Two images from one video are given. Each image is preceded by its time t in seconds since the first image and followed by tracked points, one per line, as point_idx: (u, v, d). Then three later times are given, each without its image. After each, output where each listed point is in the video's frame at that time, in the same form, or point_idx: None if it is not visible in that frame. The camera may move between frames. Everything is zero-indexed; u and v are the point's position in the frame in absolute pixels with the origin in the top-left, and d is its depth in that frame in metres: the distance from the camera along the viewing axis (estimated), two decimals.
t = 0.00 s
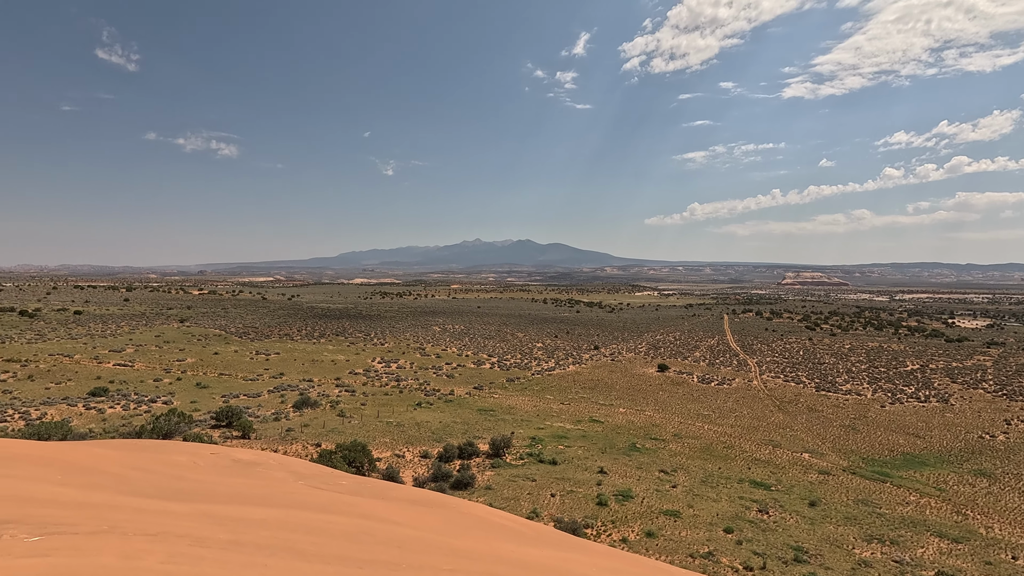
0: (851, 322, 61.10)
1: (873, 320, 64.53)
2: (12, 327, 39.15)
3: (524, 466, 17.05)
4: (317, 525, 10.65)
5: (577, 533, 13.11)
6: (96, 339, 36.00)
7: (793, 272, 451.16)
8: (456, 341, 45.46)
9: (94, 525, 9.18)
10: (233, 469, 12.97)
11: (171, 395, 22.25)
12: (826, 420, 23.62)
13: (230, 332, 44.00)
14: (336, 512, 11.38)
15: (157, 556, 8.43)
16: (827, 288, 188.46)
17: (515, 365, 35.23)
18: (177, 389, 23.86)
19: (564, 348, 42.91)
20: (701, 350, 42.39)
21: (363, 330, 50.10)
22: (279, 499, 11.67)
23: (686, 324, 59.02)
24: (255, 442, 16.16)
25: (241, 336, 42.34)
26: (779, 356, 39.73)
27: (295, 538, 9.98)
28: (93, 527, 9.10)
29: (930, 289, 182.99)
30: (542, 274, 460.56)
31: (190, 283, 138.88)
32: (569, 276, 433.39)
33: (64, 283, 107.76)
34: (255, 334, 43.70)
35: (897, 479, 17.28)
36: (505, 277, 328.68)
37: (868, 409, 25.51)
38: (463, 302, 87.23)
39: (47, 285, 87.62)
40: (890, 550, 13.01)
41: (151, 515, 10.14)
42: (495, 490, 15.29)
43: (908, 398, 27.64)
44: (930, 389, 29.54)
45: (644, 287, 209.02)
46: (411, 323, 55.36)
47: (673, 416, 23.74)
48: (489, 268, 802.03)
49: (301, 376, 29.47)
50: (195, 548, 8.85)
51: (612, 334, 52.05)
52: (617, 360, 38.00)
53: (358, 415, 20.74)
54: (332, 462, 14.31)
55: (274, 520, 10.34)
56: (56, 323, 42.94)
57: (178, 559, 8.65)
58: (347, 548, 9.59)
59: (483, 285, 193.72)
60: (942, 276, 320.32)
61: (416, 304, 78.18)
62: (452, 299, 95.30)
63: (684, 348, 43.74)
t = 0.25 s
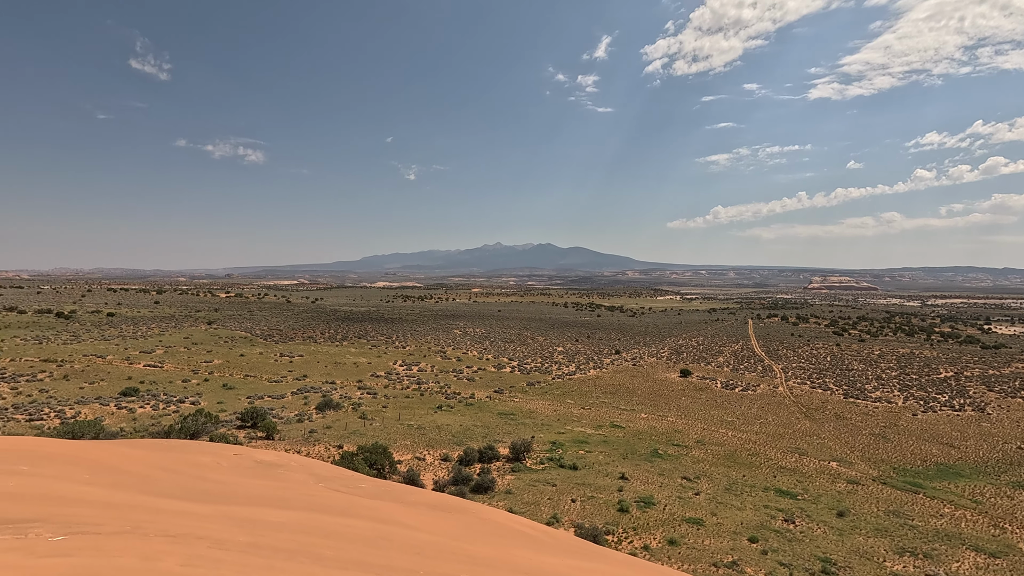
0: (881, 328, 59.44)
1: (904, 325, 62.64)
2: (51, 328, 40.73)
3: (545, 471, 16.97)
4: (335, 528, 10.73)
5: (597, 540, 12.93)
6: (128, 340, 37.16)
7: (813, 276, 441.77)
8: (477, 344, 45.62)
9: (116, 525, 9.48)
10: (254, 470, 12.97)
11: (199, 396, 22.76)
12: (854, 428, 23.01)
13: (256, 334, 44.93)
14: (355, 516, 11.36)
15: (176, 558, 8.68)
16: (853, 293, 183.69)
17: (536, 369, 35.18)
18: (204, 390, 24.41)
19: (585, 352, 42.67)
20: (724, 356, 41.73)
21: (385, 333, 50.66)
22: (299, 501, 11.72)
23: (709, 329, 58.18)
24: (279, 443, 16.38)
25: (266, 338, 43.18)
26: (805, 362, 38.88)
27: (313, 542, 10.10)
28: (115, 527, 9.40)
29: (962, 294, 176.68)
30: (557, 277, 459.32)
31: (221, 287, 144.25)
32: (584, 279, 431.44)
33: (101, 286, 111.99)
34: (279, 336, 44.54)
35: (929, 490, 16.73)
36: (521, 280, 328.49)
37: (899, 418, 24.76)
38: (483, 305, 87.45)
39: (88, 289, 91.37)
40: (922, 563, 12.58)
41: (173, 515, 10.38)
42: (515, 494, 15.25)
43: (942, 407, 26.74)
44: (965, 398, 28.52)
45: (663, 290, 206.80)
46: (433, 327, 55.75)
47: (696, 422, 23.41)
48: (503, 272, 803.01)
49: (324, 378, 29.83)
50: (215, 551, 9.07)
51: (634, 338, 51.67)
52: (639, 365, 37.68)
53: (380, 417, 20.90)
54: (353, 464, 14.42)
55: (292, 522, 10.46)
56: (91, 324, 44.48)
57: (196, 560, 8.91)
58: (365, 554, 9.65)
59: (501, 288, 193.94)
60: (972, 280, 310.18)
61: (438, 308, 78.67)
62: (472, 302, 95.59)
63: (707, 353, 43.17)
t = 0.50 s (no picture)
0: (919, 333, 57.33)
1: (944, 331, 60.25)
2: (93, 329, 42.52)
3: (570, 476, 16.85)
4: (361, 532, 10.79)
5: (623, 546, 12.74)
6: (165, 341, 38.49)
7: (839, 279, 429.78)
8: (502, 347, 45.70)
9: (149, 525, 9.79)
10: (282, 472, 13.00)
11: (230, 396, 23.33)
12: (892, 437, 22.23)
13: (285, 336, 46.00)
14: (380, 520, 11.26)
15: (205, 559, 8.91)
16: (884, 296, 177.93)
17: (560, 373, 35.04)
18: (235, 390, 25.02)
19: (611, 356, 42.39)
20: (753, 361, 40.89)
21: (411, 335, 51.21)
22: (326, 503, 11.78)
23: (736, 333, 57.10)
24: (307, 443, 16.64)
25: (295, 340, 44.13)
26: (838, 368, 37.81)
27: (340, 546, 10.19)
28: (148, 527, 9.71)
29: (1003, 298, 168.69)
30: (575, 280, 457.46)
31: (253, 289, 148.72)
32: (602, 282, 428.55)
33: (137, 288, 116.14)
34: (309, 338, 45.48)
35: (972, 502, 16.05)
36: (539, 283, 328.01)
37: (940, 427, 23.82)
38: (506, 308, 87.64)
39: (129, 291, 95.68)
40: None
41: (204, 515, 10.61)
42: (540, 498, 15.17)
43: (987, 416, 25.60)
44: (1011, 407, 27.24)
45: (685, 293, 203.87)
46: (458, 330, 56.12)
47: (725, 428, 22.97)
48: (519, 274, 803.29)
49: (351, 380, 30.26)
50: (243, 553, 9.27)
51: (660, 342, 51.07)
52: (666, 370, 37.23)
53: (406, 419, 21.06)
54: (379, 465, 14.53)
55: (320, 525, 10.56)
56: (130, 325, 46.24)
57: (225, 562, 9.12)
58: (390, 559, 9.69)
59: (522, 291, 194.05)
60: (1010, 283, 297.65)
61: (463, 311, 79.18)
62: (495, 306, 95.86)
63: (736, 358, 42.38)
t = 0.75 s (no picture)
0: (962, 338, 54.93)
1: (991, 336, 57.51)
2: (134, 329, 44.28)
3: (597, 480, 16.72)
4: (391, 533, 10.90)
5: (652, 553, 12.52)
6: (201, 342, 39.73)
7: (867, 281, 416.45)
8: (529, 350, 45.69)
9: (188, 524, 10.08)
10: (314, 473, 13.26)
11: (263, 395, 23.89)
12: (934, 445, 21.39)
13: (316, 337, 46.96)
14: (410, 522, 11.40)
15: (241, 559, 9.12)
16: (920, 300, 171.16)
17: (587, 376, 34.83)
18: (267, 390, 25.63)
19: (638, 360, 41.98)
20: (785, 365, 39.92)
21: (438, 337, 51.68)
22: (356, 504, 11.89)
23: (767, 337, 55.82)
24: (336, 443, 16.91)
25: (325, 341, 45.02)
26: (876, 373, 36.58)
27: (371, 548, 10.29)
28: (187, 526, 9.99)
29: None
30: (593, 282, 454.53)
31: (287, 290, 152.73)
32: (622, 284, 424.76)
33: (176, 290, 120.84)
34: (338, 339, 46.35)
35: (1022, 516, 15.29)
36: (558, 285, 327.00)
37: (985, 436, 22.81)
38: (531, 311, 87.65)
39: (169, 293, 99.91)
40: None
41: (239, 514, 10.84)
42: (566, 502, 15.10)
43: None
44: None
45: (709, 296, 200.33)
46: (485, 332, 56.37)
47: (757, 434, 22.48)
48: (536, 276, 802.22)
49: (379, 381, 30.66)
50: (277, 554, 9.44)
51: (689, 346, 50.33)
52: (696, 374, 36.64)
53: (433, 421, 21.21)
54: (407, 466, 14.67)
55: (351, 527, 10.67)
56: (168, 326, 47.96)
57: (260, 563, 9.32)
58: (420, 563, 9.74)
59: (544, 294, 193.69)
60: None
61: (489, 313, 79.47)
62: (520, 308, 95.97)
63: (768, 362, 41.43)
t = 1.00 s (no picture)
0: (1011, 344, 52.36)
1: None
2: (171, 329, 45.94)
3: (624, 484, 16.58)
4: (421, 536, 10.99)
5: (681, 560, 12.31)
6: (235, 342, 40.92)
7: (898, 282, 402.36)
8: (555, 353, 45.61)
9: (225, 523, 10.33)
10: (345, 473, 13.48)
11: (294, 395, 24.43)
12: (979, 455, 20.50)
13: (345, 338, 47.84)
14: (439, 525, 11.47)
15: (276, 560, 9.30)
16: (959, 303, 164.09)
17: (614, 379, 34.57)
18: (297, 390, 26.20)
19: (666, 363, 41.49)
20: (819, 370, 38.84)
21: (464, 339, 52.05)
22: (386, 506, 12.02)
23: (799, 341, 54.36)
24: (365, 444, 17.18)
25: (354, 342, 45.82)
26: (916, 379, 35.28)
27: (402, 551, 10.37)
28: (224, 525, 10.24)
29: None
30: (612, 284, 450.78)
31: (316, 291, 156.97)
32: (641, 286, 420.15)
33: (211, 291, 125.07)
34: (366, 341, 47.14)
35: None
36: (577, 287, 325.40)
37: None
38: (556, 313, 87.53)
39: (207, 295, 103.72)
40: None
41: (272, 515, 11.06)
42: (593, 506, 15.02)
43: None
44: None
45: (734, 298, 196.42)
46: (511, 334, 56.53)
47: (789, 440, 21.96)
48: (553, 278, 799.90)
49: (407, 382, 31.01)
50: (311, 556, 9.60)
51: (718, 349, 49.51)
52: (725, 378, 35.99)
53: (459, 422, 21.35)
54: (435, 467, 14.80)
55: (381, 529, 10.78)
56: (204, 326, 49.58)
57: (294, 564, 9.48)
58: (451, 567, 9.78)
59: (566, 296, 192.95)
60: None
61: (514, 316, 79.75)
62: (545, 310, 95.89)
63: (801, 366, 40.41)
